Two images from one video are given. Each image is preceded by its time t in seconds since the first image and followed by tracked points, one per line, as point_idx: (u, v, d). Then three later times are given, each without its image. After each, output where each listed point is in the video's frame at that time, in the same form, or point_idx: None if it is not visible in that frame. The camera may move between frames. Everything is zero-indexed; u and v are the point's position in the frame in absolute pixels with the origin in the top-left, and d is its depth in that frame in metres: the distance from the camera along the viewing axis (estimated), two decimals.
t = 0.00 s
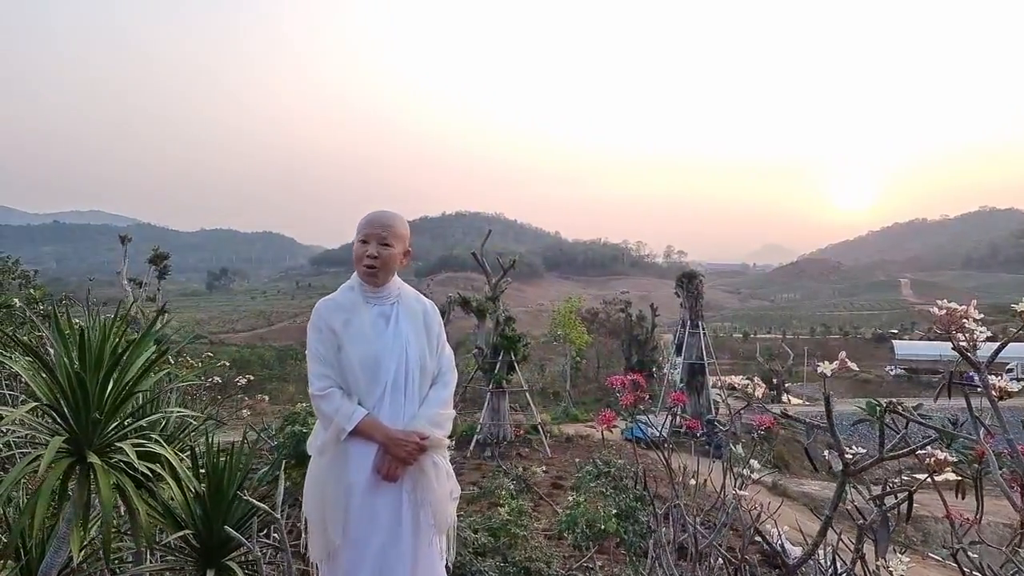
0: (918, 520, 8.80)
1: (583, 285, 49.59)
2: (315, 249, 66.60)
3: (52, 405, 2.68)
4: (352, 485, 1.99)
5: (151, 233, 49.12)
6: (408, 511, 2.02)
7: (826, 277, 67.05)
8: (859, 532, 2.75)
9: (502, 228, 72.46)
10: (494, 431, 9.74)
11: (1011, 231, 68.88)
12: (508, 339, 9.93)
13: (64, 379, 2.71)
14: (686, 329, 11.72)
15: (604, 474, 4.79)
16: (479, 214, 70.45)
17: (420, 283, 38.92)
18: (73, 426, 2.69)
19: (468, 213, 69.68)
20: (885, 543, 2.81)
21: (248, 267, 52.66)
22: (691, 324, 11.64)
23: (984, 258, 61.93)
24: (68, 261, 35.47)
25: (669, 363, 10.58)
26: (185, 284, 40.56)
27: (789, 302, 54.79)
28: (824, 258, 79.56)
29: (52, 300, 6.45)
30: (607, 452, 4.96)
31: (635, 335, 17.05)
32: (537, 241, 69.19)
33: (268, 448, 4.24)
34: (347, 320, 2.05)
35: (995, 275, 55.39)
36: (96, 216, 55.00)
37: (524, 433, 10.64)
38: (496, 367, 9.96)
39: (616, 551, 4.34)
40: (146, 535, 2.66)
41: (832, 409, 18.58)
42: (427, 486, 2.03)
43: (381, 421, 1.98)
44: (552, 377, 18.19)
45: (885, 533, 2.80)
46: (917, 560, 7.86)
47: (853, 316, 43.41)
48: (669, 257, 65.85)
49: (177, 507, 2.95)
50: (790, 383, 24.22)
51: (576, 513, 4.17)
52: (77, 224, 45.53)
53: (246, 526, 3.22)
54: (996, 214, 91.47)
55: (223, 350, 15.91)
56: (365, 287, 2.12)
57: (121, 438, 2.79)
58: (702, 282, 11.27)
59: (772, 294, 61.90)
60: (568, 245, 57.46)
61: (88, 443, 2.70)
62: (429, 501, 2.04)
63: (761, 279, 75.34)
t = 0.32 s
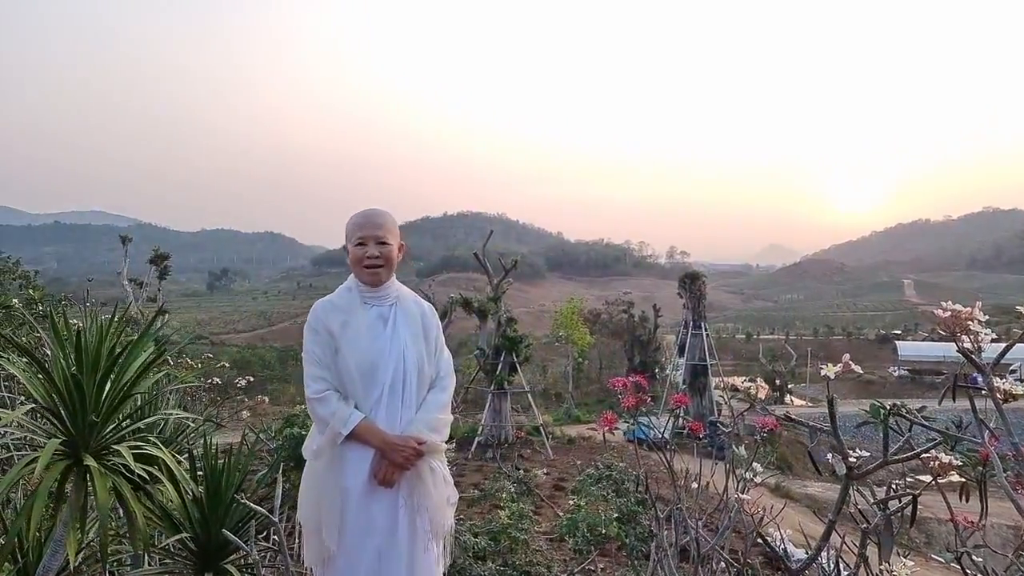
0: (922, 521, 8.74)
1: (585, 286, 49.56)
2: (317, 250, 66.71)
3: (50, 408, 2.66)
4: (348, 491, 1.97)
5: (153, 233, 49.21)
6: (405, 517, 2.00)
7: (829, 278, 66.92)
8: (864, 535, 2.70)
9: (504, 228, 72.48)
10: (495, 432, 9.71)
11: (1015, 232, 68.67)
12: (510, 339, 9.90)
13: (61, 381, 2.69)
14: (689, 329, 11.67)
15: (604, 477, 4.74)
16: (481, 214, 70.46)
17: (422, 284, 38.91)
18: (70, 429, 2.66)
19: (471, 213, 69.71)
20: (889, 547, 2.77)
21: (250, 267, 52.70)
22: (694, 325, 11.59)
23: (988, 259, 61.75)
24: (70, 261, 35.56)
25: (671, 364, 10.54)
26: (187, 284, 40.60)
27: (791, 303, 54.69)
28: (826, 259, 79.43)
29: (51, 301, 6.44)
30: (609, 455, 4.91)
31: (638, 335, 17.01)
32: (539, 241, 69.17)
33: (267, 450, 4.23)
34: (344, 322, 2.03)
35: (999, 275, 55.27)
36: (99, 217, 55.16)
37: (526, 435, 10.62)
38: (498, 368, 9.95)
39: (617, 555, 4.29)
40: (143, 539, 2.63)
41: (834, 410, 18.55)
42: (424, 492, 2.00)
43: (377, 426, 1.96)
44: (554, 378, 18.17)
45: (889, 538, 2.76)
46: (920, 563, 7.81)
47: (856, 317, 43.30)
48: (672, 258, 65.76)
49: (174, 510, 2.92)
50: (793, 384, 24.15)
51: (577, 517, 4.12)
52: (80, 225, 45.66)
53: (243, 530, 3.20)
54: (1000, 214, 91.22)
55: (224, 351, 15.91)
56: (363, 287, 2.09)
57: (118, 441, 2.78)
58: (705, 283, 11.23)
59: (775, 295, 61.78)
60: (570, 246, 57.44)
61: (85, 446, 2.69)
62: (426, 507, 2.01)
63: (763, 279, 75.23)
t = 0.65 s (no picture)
0: (926, 522, 8.70)
1: (587, 285, 49.51)
2: (319, 250, 66.73)
3: (50, 408, 2.64)
4: (352, 492, 1.95)
5: (155, 233, 49.23)
6: (409, 520, 1.98)
7: (831, 278, 66.79)
8: (868, 539, 2.67)
9: (506, 228, 72.46)
10: (496, 432, 9.69)
11: (1018, 232, 68.46)
12: (512, 339, 9.86)
13: (60, 381, 2.67)
14: (691, 329, 11.63)
15: (608, 478, 4.70)
16: (483, 214, 70.43)
17: (424, 283, 38.89)
18: (70, 429, 2.65)
19: (472, 213, 69.68)
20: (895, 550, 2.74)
21: (252, 267, 52.71)
22: (696, 324, 11.55)
23: (991, 259, 61.60)
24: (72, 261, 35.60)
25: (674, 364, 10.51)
26: (189, 284, 40.62)
27: (794, 303, 54.60)
28: (828, 259, 79.30)
29: (51, 300, 6.43)
30: (612, 457, 4.86)
31: (640, 335, 16.97)
32: (541, 241, 69.12)
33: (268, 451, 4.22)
34: (348, 323, 2.01)
35: (1002, 275, 55.13)
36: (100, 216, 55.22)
37: (528, 435, 10.60)
38: (500, 367, 9.92)
39: (621, 558, 4.25)
40: (144, 540, 2.61)
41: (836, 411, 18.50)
42: (429, 493, 1.99)
43: (381, 428, 1.94)
44: (556, 377, 18.14)
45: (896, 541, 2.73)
46: (924, 563, 7.77)
47: (859, 317, 43.20)
48: (674, 258, 65.68)
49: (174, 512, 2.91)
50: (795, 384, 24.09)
51: (581, 518, 4.08)
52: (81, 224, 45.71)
53: (245, 531, 3.19)
54: (1004, 214, 90.97)
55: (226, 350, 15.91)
56: (367, 288, 2.07)
57: (119, 442, 2.76)
58: (707, 282, 11.19)
59: (777, 295, 61.67)
60: (572, 245, 57.39)
61: (85, 447, 2.67)
62: (429, 509, 1.99)
63: (765, 279, 75.05)
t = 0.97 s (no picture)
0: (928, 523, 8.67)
1: (588, 285, 49.46)
2: (320, 249, 66.74)
3: (51, 409, 2.62)
4: (361, 492, 1.94)
5: (156, 233, 49.22)
6: (417, 519, 1.97)
7: (833, 278, 66.67)
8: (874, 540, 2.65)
9: (507, 228, 72.41)
10: (499, 432, 9.72)
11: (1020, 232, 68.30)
12: (513, 339, 9.84)
13: (61, 382, 2.66)
14: (693, 329, 11.58)
15: (611, 480, 4.68)
16: (484, 214, 70.38)
17: (425, 283, 38.87)
18: (71, 430, 2.63)
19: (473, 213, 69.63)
20: (901, 552, 2.71)
21: (253, 266, 52.71)
22: (698, 324, 11.50)
23: (992, 259, 61.48)
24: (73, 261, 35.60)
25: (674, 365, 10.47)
26: (190, 284, 40.62)
27: (795, 302, 54.51)
28: (830, 258, 79.18)
29: (52, 300, 6.41)
30: (616, 458, 4.84)
31: (641, 335, 16.94)
32: (542, 241, 69.05)
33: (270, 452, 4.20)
34: (356, 323, 2.00)
35: (1004, 275, 55.03)
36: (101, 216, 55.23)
37: (530, 435, 10.58)
38: (501, 368, 9.89)
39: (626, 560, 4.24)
40: (144, 541, 2.59)
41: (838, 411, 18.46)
42: (437, 493, 1.98)
43: (389, 428, 1.93)
44: (557, 377, 18.11)
45: (903, 543, 2.70)
46: (927, 564, 7.74)
47: (860, 317, 43.10)
48: (675, 258, 65.60)
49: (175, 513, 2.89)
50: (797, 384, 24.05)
51: (586, 520, 4.02)
52: (82, 224, 45.72)
53: (247, 533, 3.17)
54: (1005, 214, 90.79)
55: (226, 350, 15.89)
56: (376, 289, 2.06)
57: (120, 443, 2.74)
58: (709, 282, 11.15)
59: (778, 295, 61.60)
60: (573, 245, 57.32)
61: (86, 448, 2.65)
62: (438, 509, 1.98)
63: (766, 279, 74.95)
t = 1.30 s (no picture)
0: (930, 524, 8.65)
1: (589, 285, 49.45)
2: (320, 250, 66.76)
3: (53, 410, 2.61)
4: (365, 498, 1.93)
5: (156, 233, 49.27)
6: (421, 525, 1.95)
7: (833, 278, 66.63)
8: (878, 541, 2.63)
9: (508, 228, 72.42)
10: (500, 433, 9.70)
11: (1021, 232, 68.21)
12: (514, 340, 9.83)
13: (62, 383, 2.65)
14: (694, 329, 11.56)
15: (614, 481, 4.67)
16: (484, 214, 70.39)
17: (426, 283, 38.88)
18: (72, 431, 2.62)
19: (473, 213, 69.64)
20: (906, 556, 2.69)
21: (254, 266, 52.74)
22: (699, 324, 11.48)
23: (993, 259, 61.43)
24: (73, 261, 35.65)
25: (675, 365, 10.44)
26: (191, 284, 40.63)
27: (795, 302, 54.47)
28: (830, 258, 79.13)
29: (52, 301, 6.40)
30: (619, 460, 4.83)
31: (642, 335, 16.92)
32: (542, 241, 69.05)
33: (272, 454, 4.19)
34: (361, 329, 2.00)
35: (1004, 275, 55.01)
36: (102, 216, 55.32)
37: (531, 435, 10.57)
38: (502, 368, 9.88)
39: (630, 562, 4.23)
40: (146, 543, 2.58)
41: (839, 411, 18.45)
42: (442, 499, 1.97)
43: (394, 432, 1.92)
44: (558, 377, 18.10)
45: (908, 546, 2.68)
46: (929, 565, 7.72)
47: (860, 317, 43.07)
48: (675, 258, 65.58)
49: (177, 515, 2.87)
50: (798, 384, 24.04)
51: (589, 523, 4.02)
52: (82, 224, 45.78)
53: (248, 536, 3.16)
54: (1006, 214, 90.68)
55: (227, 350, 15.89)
56: (382, 294, 2.05)
57: (121, 445, 2.73)
58: (710, 282, 11.11)
59: (778, 295, 61.56)
60: (573, 245, 57.30)
61: (88, 450, 2.64)
62: (442, 514, 1.96)
63: (767, 279, 74.90)
